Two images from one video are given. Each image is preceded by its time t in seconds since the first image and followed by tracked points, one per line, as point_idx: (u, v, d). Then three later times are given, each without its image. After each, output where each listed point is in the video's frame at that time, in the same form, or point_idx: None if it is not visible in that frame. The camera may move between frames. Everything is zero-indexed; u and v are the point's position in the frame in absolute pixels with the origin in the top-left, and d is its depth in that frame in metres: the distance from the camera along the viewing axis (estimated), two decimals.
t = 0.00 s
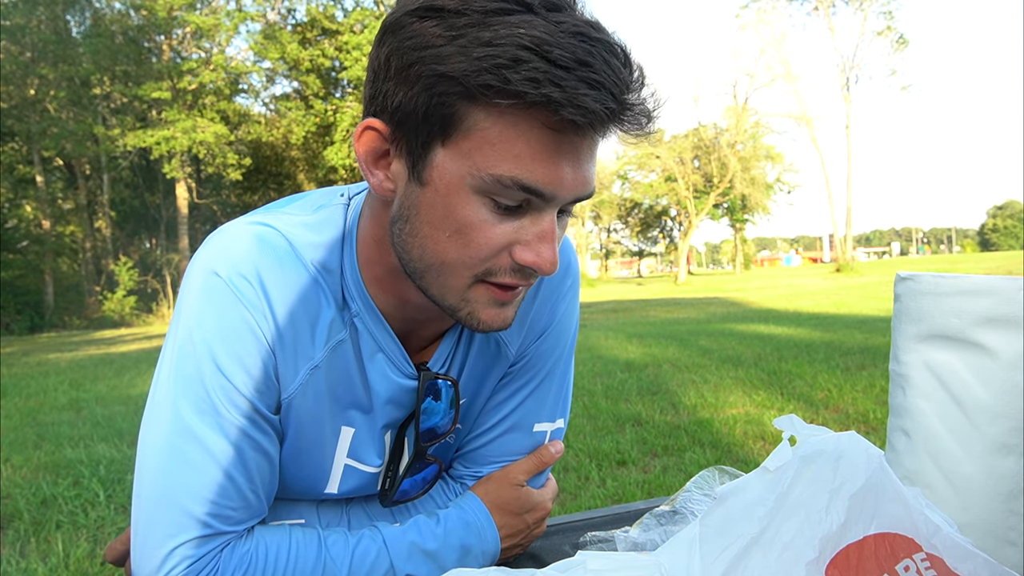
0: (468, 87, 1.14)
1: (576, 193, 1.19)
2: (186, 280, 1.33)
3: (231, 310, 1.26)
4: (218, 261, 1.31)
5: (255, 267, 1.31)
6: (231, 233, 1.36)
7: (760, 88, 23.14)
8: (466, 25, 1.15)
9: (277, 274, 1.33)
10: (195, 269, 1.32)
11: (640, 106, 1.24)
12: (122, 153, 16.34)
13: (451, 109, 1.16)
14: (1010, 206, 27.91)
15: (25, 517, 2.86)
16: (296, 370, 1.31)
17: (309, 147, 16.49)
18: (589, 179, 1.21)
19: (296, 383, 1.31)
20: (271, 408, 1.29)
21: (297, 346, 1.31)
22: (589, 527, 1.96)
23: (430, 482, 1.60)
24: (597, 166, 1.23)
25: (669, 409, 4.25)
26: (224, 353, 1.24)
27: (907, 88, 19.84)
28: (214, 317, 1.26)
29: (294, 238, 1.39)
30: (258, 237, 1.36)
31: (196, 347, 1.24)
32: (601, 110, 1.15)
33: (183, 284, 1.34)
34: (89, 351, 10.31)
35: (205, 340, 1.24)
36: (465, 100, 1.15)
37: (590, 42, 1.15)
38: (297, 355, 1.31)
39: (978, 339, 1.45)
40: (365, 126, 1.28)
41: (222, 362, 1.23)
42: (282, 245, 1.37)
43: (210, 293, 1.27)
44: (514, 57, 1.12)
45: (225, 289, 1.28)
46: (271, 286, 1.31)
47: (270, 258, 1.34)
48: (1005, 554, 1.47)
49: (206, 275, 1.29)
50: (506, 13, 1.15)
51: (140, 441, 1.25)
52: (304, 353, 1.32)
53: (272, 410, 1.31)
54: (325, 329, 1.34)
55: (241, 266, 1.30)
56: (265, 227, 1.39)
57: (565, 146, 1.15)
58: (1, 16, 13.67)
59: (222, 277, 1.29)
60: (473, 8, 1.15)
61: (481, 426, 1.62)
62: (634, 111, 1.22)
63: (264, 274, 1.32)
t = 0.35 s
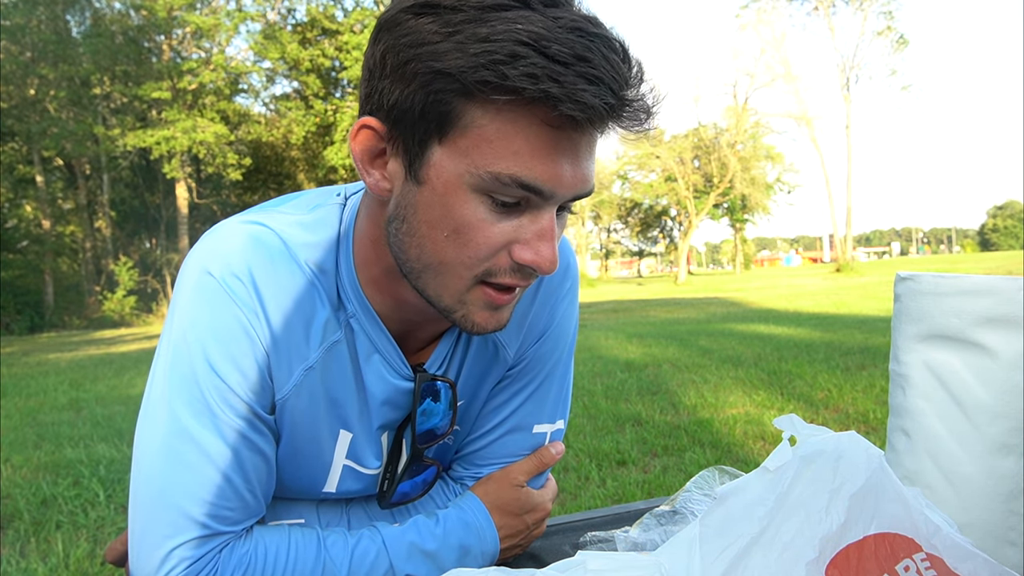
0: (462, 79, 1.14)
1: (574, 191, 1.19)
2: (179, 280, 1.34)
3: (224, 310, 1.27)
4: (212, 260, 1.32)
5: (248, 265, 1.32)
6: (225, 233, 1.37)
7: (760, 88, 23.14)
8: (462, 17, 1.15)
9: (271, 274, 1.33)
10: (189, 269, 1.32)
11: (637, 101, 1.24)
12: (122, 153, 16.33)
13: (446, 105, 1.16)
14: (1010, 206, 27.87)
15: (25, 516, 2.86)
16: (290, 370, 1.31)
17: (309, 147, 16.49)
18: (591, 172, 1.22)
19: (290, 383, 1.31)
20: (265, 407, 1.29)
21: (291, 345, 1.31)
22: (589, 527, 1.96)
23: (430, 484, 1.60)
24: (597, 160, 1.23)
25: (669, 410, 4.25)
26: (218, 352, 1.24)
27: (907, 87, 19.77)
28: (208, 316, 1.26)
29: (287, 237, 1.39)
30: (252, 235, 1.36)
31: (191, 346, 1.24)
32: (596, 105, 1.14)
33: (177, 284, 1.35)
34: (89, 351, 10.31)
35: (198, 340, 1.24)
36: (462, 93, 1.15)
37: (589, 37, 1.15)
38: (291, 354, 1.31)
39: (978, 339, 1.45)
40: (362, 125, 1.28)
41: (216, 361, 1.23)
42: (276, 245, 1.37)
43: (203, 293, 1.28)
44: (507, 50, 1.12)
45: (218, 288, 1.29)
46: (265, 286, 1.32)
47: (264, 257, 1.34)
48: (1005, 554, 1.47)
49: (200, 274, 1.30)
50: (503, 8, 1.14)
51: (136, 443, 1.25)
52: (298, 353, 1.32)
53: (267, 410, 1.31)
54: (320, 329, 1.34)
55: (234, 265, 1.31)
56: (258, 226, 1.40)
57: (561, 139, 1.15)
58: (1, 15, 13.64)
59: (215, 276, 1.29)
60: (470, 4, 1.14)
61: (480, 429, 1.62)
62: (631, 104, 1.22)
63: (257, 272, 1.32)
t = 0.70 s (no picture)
0: (440, 74, 1.14)
1: (559, 183, 1.19)
2: (176, 278, 1.34)
3: (219, 307, 1.27)
4: (207, 258, 1.32)
5: (243, 262, 1.32)
6: (219, 232, 1.37)
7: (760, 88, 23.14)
8: (438, 14, 1.15)
9: (266, 270, 1.33)
10: (185, 267, 1.33)
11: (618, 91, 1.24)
12: (122, 153, 16.33)
13: (427, 102, 1.16)
14: (1010, 207, 27.85)
15: (25, 517, 2.86)
16: (286, 366, 1.31)
17: (310, 147, 16.49)
18: (574, 163, 1.22)
19: (287, 379, 1.31)
20: (262, 404, 1.29)
21: (287, 341, 1.31)
22: (589, 527, 1.96)
23: (427, 482, 1.60)
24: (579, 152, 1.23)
25: (669, 409, 4.25)
26: (215, 348, 1.24)
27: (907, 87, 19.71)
28: (204, 312, 1.27)
29: (282, 234, 1.40)
30: (246, 234, 1.37)
31: (187, 343, 1.25)
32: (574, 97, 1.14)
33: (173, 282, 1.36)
34: (89, 351, 10.31)
35: (195, 337, 1.25)
36: (440, 89, 1.15)
37: (567, 28, 1.15)
38: (288, 351, 1.31)
39: (978, 339, 1.45)
40: (347, 124, 1.28)
41: (214, 357, 1.24)
42: (271, 243, 1.37)
43: (198, 291, 1.28)
44: (482, 44, 1.12)
45: (213, 284, 1.29)
46: (260, 281, 1.32)
47: (258, 254, 1.35)
48: (1005, 553, 1.47)
49: (196, 273, 1.30)
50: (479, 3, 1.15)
51: (135, 442, 1.25)
52: (294, 349, 1.32)
53: (264, 407, 1.31)
54: (315, 327, 1.34)
55: (230, 262, 1.31)
56: (253, 224, 1.40)
57: (541, 131, 1.15)
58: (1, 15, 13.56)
59: (211, 274, 1.30)
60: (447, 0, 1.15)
61: (477, 427, 1.62)
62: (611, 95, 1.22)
63: (253, 269, 1.32)
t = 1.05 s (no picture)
0: (421, 66, 1.15)
1: (538, 173, 1.20)
2: (161, 277, 1.34)
3: (208, 301, 1.28)
4: (192, 254, 1.32)
5: (229, 256, 1.33)
6: (202, 229, 1.37)
7: (760, 89, 23.15)
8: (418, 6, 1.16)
9: (251, 263, 1.34)
10: (170, 265, 1.33)
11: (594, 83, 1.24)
12: (122, 153, 16.33)
13: (407, 94, 1.17)
14: (1010, 207, 27.83)
15: (25, 517, 2.86)
16: (276, 358, 1.31)
17: (310, 147, 16.50)
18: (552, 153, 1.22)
19: (276, 369, 1.31)
20: (255, 397, 1.30)
21: (276, 333, 1.31)
22: (590, 527, 1.96)
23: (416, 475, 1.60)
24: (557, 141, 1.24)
25: (669, 409, 4.26)
26: (206, 342, 1.25)
27: (907, 88, 19.68)
28: (193, 306, 1.27)
29: (265, 227, 1.40)
30: (228, 229, 1.37)
31: (178, 338, 1.25)
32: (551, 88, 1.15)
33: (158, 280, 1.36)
34: (90, 351, 10.33)
35: (185, 331, 1.25)
36: (421, 81, 1.15)
37: (544, 22, 1.16)
38: (276, 343, 1.31)
39: (978, 340, 1.45)
40: (329, 117, 1.28)
41: (204, 350, 1.24)
42: (253, 236, 1.37)
43: (186, 287, 1.29)
44: (460, 37, 1.13)
45: (201, 280, 1.30)
46: (246, 275, 1.32)
47: (242, 248, 1.35)
48: (1004, 553, 1.47)
49: (182, 268, 1.31)
50: None
51: (129, 439, 1.25)
52: (283, 341, 1.32)
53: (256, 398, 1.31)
54: (303, 316, 1.34)
55: (215, 257, 1.32)
56: (234, 219, 1.40)
57: (520, 121, 1.16)
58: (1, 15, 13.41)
59: (198, 269, 1.30)
60: None
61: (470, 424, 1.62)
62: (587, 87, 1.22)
63: (239, 263, 1.33)
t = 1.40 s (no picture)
0: (441, 77, 1.15)
1: (551, 180, 1.21)
2: (166, 277, 1.34)
3: (212, 301, 1.28)
4: (197, 255, 1.33)
5: (234, 257, 1.33)
6: (206, 231, 1.37)
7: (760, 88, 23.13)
8: (440, 18, 1.16)
9: (257, 265, 1.34)
10: (175, 266, 1.33)
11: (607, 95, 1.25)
12: (122, 153, 16.34)
13: (426, 103, 1.16)
14: (1010, 206, 27.81)
15: (25, 517, 2.86)
16: (281, 357, 1.31)
17: (310, 147, 16.51)
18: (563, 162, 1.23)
19: (280, 368, 1.31)
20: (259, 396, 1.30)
21: (279, 333, 1.31)
22: (590, 527, 1.96)
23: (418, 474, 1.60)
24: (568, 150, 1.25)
25: (669, 409, 4.26)
26: (211, 341, 1.25)
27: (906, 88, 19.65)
28: (199, 307, 1.27)
29: (270, 229, 1.40)
30: (232, 230, 1.37)
31: (184, 340, 1.25)
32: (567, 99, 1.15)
33: (162, 281, 1.36)
34: (89, 351, 10.34)
35: (191, 332, 1.25)
36: (440, 91, 1.15)
37: (561, 37, 1.16)
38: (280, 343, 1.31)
39: (977, 339, 1.45)
40: (342, 125, 1.28)
41: (209, 349, 1.24)
42: (258, 238, 1.37)
43: (191, 287, 1.29)
44: (481, 50, 1.13)
45: (206, 280, 1.30)
46: (252, 276, 1.33)
47: (246, 248, 1.35)
48: (1004, 553, 1.47)
49: (187, 269, 1.31)
50: (478, 11, 1.15)
51: (133, 438, 1.25)
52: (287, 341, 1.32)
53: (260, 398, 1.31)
54: (306, 316, 1.34)
55: (220, 257, 1.32)
56: (238, 221, 1.40)
57: (536, 130, 1.16)
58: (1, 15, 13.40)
59: (203, 269, 1.31)
60: (449, 7, 1.15)
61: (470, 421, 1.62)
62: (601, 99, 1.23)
63: (244, 264, 1.33)
